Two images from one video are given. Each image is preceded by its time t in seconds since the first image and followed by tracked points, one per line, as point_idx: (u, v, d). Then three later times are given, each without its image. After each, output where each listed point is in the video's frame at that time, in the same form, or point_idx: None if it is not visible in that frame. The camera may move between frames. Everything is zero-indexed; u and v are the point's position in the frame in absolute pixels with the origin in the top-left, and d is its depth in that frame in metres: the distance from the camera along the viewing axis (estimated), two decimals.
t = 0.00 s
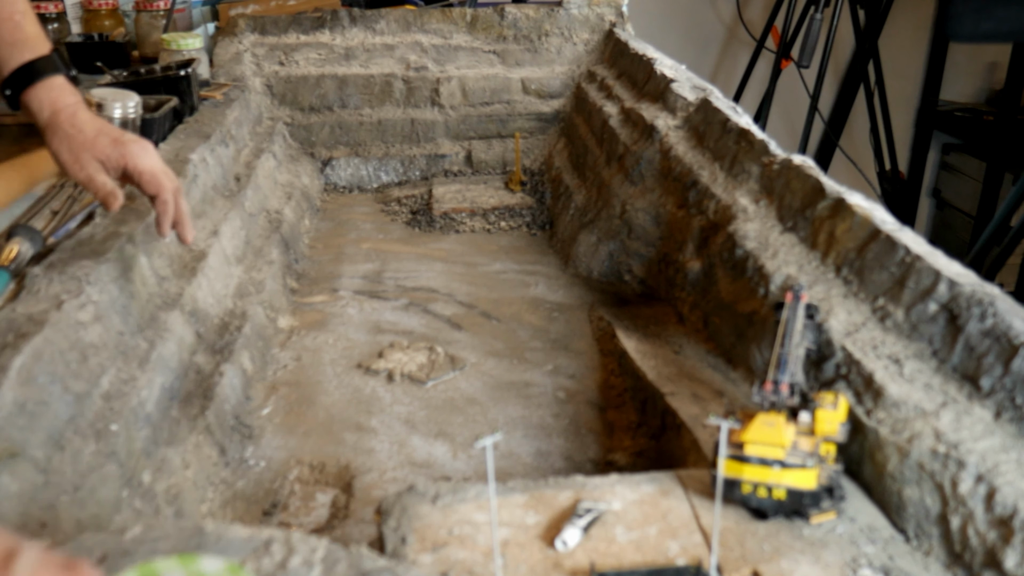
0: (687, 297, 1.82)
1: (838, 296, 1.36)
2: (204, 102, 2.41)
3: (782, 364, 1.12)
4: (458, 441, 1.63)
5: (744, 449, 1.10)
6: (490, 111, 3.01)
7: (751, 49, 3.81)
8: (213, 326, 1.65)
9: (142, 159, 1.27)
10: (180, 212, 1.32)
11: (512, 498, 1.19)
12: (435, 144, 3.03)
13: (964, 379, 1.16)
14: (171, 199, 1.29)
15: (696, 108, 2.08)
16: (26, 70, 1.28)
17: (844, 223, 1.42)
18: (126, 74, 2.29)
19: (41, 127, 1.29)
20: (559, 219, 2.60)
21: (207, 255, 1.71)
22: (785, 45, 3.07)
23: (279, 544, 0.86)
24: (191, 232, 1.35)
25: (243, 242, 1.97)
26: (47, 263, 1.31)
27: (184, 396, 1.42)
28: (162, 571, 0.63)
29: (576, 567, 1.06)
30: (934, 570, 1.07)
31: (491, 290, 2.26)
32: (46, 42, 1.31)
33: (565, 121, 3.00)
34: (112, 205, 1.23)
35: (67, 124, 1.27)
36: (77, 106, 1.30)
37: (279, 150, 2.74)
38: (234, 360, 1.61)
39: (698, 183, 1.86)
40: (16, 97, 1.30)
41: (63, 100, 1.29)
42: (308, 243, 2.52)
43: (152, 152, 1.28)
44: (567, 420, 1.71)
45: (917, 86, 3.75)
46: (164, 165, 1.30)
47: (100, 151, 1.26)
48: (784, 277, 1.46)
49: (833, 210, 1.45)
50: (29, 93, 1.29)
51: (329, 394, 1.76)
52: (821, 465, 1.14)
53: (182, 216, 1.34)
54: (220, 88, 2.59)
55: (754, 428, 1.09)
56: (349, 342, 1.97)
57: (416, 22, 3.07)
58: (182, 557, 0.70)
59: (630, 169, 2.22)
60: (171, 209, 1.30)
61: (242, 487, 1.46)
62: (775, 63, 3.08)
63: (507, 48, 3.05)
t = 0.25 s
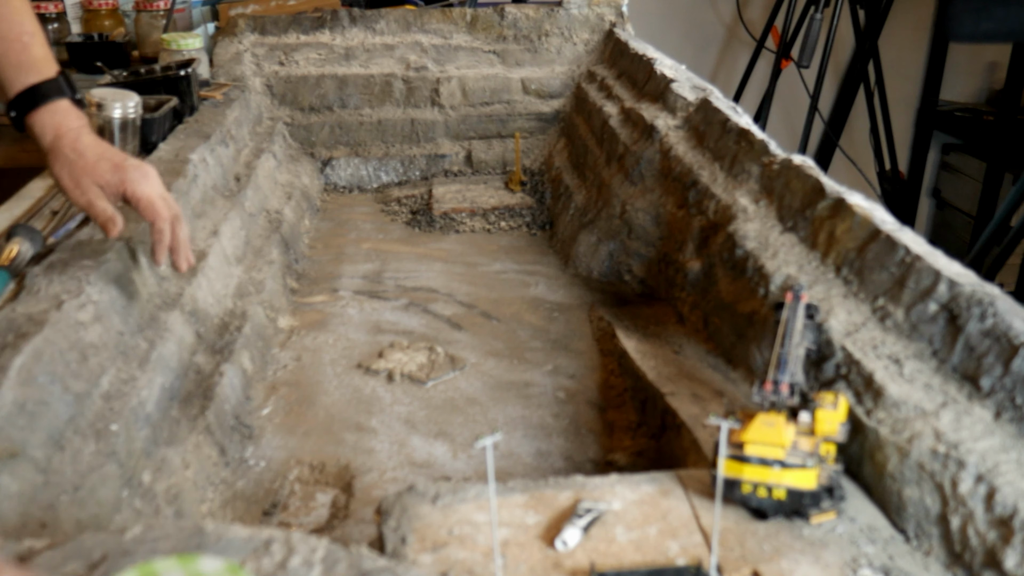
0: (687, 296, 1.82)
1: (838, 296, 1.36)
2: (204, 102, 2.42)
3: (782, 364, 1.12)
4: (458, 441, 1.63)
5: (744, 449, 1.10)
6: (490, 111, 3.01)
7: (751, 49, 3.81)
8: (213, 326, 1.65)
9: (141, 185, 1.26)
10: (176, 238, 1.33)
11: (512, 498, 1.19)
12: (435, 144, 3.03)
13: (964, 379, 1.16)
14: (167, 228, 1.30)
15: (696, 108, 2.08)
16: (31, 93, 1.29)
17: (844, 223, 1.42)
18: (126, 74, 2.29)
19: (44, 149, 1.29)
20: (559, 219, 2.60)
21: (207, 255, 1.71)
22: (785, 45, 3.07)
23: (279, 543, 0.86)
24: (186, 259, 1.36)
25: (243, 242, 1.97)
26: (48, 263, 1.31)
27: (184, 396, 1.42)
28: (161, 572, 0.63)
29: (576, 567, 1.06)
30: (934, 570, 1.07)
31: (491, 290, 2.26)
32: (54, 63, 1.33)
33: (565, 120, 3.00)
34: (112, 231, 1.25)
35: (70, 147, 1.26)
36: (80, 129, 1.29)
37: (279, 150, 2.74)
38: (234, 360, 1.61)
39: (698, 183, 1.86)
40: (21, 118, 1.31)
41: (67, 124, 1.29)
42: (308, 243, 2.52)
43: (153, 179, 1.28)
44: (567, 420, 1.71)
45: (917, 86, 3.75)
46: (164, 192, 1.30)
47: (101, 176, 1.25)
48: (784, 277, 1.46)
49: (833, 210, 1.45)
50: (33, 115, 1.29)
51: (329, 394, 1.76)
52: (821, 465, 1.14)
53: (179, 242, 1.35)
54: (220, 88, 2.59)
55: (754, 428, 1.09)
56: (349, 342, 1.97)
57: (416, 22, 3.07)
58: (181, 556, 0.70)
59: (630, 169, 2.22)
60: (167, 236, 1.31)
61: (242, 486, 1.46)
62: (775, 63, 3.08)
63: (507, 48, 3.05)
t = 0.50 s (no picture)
0: (687, 297, 1.82)
1: (838, 295, 1.36)
2: (204, 102, 2.42)
3: (782, 364, 1.12)
4: (458, 441, 1.63)
5: (744, 449, 1.10)
6: (491, 111, 3.01)
7: (751, 49, 3.81)
8: (213, 326, 1.65)
9: (145, 222, 1.25)
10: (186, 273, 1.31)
11: (512, 498, 1.19)
12: (435, 144, 3.03)
13: (964, 379, 1.16)
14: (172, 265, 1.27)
15: (696, 108, 2.08)
16: (42, 128, 1.28)
17: (844, 223, 1.42)
18: (126, 74, 2.29)
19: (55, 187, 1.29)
20: (559, 219, 2.60)
21: (207, 255, 1.71)
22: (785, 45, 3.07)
23: (279, 543, 0.86)
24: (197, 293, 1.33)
25: (243, 242, 1.97)
26: (48, 263, 1.31)
27: (184, 396, 1.42)
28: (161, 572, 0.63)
29: (576, 567, 1.07)
30: (934, 570, 1.07)
31: (491, 290, 2.26)
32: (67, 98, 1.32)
33: (565, 120, 3.00)
34: (115, 266, 1.25)
35: (77, 186, 1.27)
36: (87, 165, 1.29)
37: (279, 150, 2.74)
38: (234, 360, 1.62)
39: (698, 183, 1.86)
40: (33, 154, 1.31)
41: (76, 160, 1.29)
42: (309, 243, 2.52)
43: (158, 214, 1.26)
44: (567, 420, 1.72)
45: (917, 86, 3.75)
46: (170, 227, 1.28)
47: (106, 214, 1.25)
48: (784, 277, 1.46)
49: (833, 210, 1.45)
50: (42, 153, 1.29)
51: (329, 394, 1.76)
52: (821, 465, 1.14)
53: (190, 277, 1.33)
54: (220, 88, 2.59)
55: (754, 428, 1.09)
56: (349, 342, 1.97)
57: (416, 22, 3.07)
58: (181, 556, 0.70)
59: (630, 170, 2.22)
60: (175, 272, 1.29)
61: (242, 486, 1.46)
62: (775, 63, 3.08)
63: (507, 48, 3.05)
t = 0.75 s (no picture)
0: (687, 296, 1.82)
1: (838, 295, 1.36)
2: (204, 102, 2.42)
3: (781, 364, 1.12)
4: (458, 441, 1.63)
5: (744, 449, 1.11)
6: (491, 111, 3.01)
7: (751, 49, 3.81)
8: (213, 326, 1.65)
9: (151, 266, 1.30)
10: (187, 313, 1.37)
11: (512, 498, 1.19)
12: (435, 144, 3.03)
13: (964, 379, 1.16)
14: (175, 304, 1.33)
15: (696, 108, 2.08)
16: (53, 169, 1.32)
17: (844, 223, 1.42)
18: (126, 74, 2.29)
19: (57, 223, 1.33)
20: (559, 219, 2.61)
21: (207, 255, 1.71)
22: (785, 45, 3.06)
23: (279, 543, 0.86)
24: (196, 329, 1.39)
25: (243, 242, 1.97)
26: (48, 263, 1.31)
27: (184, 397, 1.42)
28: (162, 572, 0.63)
29: (576, 567, 1.07)
30: (934, 570, 1.07)
31: (491, 290, 2.26)
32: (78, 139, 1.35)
33: (565, 121, 3.00)
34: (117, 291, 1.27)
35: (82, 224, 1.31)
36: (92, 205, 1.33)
37: (279, 150, 2.74)
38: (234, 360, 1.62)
39: (698, 183, 1.86)
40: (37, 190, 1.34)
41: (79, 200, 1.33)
42: (308, 243, 2.52)
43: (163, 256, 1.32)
44: (567, 420, 1.72)
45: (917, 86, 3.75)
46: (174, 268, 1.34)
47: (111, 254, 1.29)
48: (784, 277, 1.45)
49: (833, 210, 1.45)
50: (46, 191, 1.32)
51: (329, 394, 1.76)
52: (821, 465, 1.14)
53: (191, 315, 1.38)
54: (220, 88, 2.59)
55: (754, 428, 1.09)
56: (349, 342, 1.97)
57: (416, 22, 3.07)
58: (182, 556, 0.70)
59: (630, 169, 2.22)
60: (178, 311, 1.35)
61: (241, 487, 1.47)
62: (775, 63, 3.08)
63: (507, 48, 3.05)
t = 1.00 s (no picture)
0: (687, 296, 1.82)
1: (838, 296, 1.36)
2: (204, 102, 2.42)
3: (782, 364, 1.12)
4: (458, 441, 1.63)
5: (745, 449, 1.10)
6: (491, 111, 3.00)
7: (751, 49, 3.82)
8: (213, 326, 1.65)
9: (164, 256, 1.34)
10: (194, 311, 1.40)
11: (512, 498, 1.19)
12: (435, 144, 3.02)
13: (964, 379, 1.16)
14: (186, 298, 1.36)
15: (696, 108, 2.08)
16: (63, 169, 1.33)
17: (844, 223, 1.42)
18: (126, 74, 2.29)
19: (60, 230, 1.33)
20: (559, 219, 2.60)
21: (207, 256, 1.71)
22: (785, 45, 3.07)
23: (279, 544, 0.86)
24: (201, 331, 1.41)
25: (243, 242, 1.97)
26: (48, 263, 1.30)
27: (184, 396, 1.42)
28: (162, 571, 0.63)
29: (576, 567, 1.06)
30: (934, 570, 1.07)
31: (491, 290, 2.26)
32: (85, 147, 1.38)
33: (565, 121, 3.00)
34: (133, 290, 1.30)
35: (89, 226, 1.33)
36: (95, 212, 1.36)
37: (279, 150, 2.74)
38: (234, 360, 1.62)
39: (698, 182, 1.86)
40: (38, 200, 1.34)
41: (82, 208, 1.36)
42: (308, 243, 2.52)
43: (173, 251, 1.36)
44: (567, 420, 1.72)
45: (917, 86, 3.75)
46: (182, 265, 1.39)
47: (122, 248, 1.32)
48: (784, 277, 1.45)
49: (833, 210, 1.45)
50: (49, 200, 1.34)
51: (329, 394, 1.76)
52: (821, 465, 1.14)
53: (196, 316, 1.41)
54: (221, 88, 2.59)
55: (754, 428, 1.09)
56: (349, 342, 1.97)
57: (416, 22, 3.09)
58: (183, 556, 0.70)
59: (630, 169, 2.22)
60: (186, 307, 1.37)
61: (241, 487, 1.47)
62: (775, 63, 3.08)
63: (507, 48, 3.05)
